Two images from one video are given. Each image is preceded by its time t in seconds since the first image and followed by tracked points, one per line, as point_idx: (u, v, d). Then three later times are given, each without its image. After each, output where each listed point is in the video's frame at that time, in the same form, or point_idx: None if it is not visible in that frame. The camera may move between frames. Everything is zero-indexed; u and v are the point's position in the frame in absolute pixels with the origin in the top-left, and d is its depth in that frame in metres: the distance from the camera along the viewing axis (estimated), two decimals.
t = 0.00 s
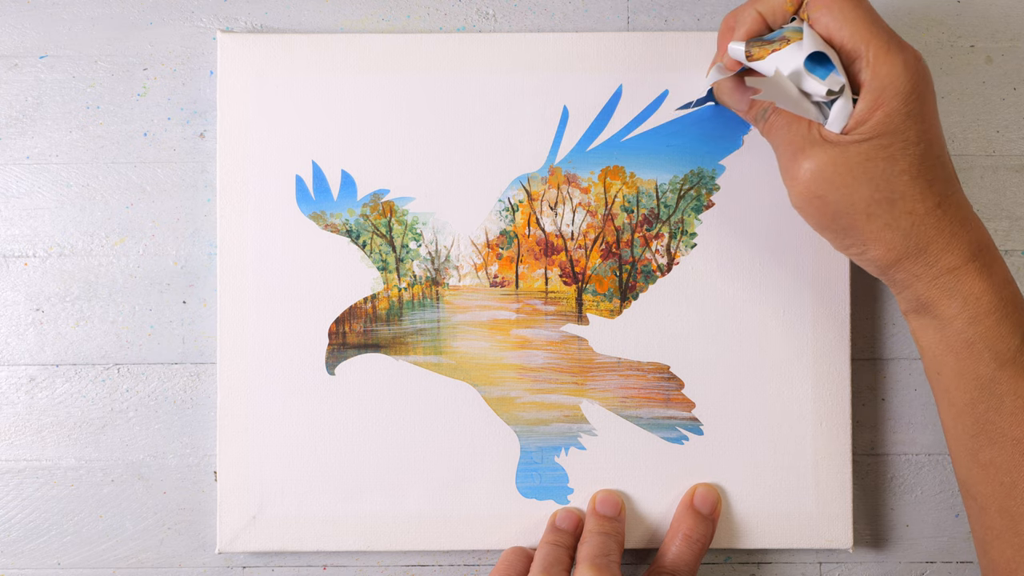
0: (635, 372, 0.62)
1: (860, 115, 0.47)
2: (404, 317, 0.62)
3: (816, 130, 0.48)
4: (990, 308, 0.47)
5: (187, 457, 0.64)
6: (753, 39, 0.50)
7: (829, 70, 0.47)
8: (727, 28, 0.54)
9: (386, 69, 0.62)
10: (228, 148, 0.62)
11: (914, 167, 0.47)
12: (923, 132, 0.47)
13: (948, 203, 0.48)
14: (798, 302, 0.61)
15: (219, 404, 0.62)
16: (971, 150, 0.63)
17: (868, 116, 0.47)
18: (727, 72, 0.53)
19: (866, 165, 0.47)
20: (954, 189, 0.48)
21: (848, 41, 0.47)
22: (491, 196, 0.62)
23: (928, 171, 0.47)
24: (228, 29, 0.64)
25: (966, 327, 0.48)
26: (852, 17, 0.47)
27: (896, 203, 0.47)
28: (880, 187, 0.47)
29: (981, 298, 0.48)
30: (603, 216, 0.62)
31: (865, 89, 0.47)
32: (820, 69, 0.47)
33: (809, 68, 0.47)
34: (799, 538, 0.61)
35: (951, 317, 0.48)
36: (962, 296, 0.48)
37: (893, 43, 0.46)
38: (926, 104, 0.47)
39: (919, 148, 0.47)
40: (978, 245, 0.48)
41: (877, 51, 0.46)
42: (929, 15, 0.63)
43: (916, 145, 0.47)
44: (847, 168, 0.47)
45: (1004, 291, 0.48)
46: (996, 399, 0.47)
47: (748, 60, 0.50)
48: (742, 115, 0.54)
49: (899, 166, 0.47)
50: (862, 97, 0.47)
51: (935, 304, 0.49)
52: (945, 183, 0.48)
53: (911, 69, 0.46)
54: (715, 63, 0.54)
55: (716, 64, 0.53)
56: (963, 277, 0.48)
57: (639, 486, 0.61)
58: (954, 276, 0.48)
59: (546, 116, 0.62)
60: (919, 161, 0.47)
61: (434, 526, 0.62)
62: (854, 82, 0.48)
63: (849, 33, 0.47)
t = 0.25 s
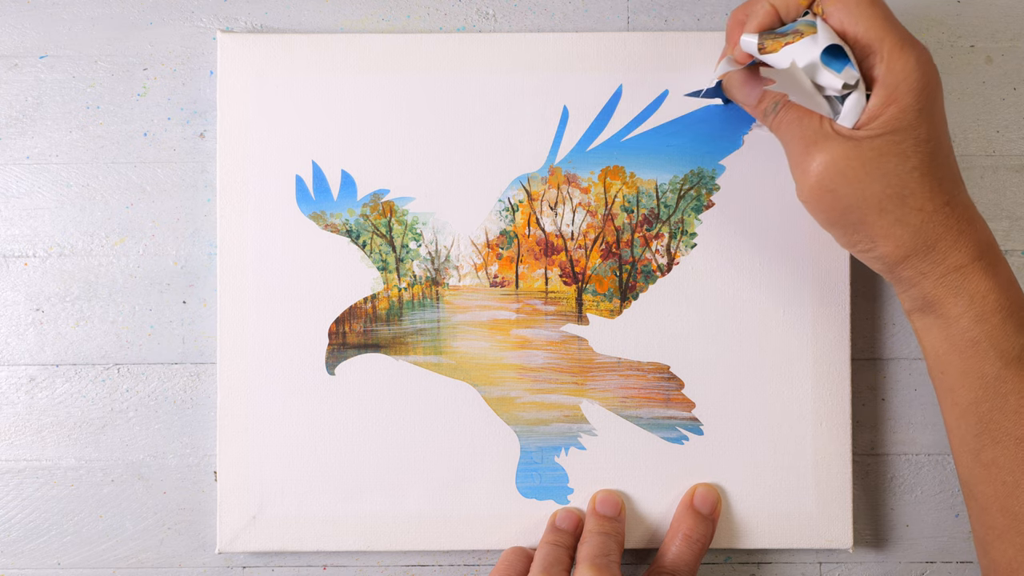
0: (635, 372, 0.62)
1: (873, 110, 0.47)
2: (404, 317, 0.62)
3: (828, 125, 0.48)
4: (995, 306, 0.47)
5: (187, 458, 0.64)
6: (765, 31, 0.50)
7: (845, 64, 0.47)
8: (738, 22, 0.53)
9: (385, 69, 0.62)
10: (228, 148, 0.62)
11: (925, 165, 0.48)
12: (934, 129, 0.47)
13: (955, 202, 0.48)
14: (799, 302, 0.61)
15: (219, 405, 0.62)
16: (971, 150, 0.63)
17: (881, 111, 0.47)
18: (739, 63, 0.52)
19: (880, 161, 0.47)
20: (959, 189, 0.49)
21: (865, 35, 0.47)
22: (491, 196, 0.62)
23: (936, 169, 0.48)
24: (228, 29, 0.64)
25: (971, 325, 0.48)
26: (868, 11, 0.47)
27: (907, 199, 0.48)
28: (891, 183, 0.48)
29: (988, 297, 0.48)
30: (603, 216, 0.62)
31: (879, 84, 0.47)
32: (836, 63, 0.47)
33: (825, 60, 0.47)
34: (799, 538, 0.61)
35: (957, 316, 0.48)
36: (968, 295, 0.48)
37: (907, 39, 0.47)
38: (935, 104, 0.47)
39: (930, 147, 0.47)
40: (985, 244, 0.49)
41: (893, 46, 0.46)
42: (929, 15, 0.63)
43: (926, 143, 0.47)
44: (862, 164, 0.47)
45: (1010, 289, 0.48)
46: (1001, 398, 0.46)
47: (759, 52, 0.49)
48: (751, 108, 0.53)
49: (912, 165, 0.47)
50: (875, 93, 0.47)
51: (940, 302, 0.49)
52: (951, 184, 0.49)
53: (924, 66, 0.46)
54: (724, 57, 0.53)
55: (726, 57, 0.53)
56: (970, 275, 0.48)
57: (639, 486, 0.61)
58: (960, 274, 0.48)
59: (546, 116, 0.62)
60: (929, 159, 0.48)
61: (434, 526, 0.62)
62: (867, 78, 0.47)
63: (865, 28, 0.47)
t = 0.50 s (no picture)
0: (635, 372, 0.62)
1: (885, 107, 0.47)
2: (404, 317, 0.62)
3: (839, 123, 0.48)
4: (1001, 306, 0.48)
5: (187, 458, 0.64)
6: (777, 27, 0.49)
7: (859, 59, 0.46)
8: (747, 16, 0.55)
9: (385, 69, 0.62)
10: (228, 148, 0.62)
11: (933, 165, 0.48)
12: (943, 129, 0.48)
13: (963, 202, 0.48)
14: (799, 302, 0.61)
15: (219, 405, 0.62)
16: (971, 150, 0.63)
17: (894, 108, 0.47)
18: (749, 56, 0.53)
19: (892, 159, 0.47)
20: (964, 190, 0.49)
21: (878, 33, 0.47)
22: (491, 196, 0.62)
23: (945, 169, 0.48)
24: (228, 29, 0.64)
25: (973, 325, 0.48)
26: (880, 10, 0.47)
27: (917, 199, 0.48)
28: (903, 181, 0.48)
29: (992, 298, 0.48)
30: (603, 216, 0.62)
31: (892, 81, 0.47)
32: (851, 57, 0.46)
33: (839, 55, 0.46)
34: (799, 538, 0.61)
35: (962, 316, 0.49)
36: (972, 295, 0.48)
37: (918, 38, 0.47)
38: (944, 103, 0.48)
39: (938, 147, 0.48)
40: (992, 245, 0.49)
41: (905, 44, 0.47)
42: (929, 15, 0.63)
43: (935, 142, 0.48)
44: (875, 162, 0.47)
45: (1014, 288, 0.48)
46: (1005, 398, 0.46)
47: (771, 47, 0.49)
48: (757, 105, 0.53)
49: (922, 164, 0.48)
50: (889, 90, 0.47)
51: (945, 302, 0.49)
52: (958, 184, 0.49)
53: (934, 66, 0.47)
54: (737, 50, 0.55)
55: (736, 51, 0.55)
56: (976, 275, 0.48)
57: (639, 486, 0.61)
58: (967, 274, 0.48)
59: (546, 116, 0.62)
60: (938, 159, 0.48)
61: (434, 526, 0.62)
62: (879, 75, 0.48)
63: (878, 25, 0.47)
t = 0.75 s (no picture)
0: (635, 372, 0.62)
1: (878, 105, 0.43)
2: (404, 317, 0.62)
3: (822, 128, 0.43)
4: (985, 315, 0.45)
5: (187, 457, 0.64)
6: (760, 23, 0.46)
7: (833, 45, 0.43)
8: None
9: (386, 69, 0.62)
10: (228, 148, 0.62)
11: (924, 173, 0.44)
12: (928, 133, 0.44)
13: (953, 207, 0.45)
14: (799, 302, 0.61)
15: (219, 405, 0.62)
16: (971, 150, 0.63)
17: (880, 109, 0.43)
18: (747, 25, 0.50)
19: (887, 173, 0.43)
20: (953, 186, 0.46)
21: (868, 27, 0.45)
22: (491, 196, 0.62)
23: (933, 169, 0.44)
24: (228, 29, 0.64)
25: (955, 334, 0.46)
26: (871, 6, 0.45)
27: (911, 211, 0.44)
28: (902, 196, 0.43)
29: (978, 305, 0.45)
30: (603, 216, 0.62)
31: (874, 80, 0.44)
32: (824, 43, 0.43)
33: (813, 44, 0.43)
34: (798, 538, 0.61)
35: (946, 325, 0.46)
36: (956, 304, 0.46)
37: (903, 41, 0.45)
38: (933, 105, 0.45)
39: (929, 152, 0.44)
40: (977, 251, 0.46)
41: (891, 44, 0.44)
42: (929, 16, 0.63)
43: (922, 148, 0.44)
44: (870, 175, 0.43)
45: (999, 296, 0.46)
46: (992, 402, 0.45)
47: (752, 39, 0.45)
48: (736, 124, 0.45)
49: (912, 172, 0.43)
50: (875, 87, 0.43)
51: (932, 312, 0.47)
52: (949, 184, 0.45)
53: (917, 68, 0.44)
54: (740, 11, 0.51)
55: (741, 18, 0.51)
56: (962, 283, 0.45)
57: (639, 486, 0.61)
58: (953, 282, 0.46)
59: (546, 116, 0.62)
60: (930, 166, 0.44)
61: (434, 526, 0.62)
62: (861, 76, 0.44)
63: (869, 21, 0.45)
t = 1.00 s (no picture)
0: (635, 371, 0.62)
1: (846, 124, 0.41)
2: (404, 317, 0.62)
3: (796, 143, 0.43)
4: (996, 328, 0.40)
5: (187, 457, 0.64)
6: (746, 38, 0.44)
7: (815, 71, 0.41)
8: None
9: (385, 69, 0.62)
10: (228, 148, 0.62)
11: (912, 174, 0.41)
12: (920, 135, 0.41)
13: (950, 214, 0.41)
14: (799, 302, 0.61)
15: (219, 405, 0.62)
16: (971, 150, 0.63)
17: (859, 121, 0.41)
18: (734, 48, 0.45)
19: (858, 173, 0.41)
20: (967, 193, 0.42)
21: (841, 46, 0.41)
22: (491, 196, 0.62)
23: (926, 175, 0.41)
24: (228, 29, 0.64)
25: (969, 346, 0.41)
26: (847, 19, 0.41)
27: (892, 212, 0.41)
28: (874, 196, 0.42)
29: (990, 318, 0.40)
30: (603, 216, 0.62)
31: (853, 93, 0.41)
32: (805, 71, 0.41)
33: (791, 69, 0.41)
34: (799, 538, 0.61)
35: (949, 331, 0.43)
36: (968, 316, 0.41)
37: (888, 45, 0.41)
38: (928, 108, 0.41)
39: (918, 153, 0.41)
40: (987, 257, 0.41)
41: (873, 54, 0.40)
42: (929, 16, 0.63)
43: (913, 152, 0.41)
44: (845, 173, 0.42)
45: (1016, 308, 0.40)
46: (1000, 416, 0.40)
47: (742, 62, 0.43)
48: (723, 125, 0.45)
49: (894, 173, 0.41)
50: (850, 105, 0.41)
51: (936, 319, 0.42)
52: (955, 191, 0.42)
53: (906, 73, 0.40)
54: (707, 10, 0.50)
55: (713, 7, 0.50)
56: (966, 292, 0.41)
57: (639, 486, 0.61)
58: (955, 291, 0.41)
59: (546, 116, 0.62)
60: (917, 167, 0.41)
61: (434, 526, 0.62)
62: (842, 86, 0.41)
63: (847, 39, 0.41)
